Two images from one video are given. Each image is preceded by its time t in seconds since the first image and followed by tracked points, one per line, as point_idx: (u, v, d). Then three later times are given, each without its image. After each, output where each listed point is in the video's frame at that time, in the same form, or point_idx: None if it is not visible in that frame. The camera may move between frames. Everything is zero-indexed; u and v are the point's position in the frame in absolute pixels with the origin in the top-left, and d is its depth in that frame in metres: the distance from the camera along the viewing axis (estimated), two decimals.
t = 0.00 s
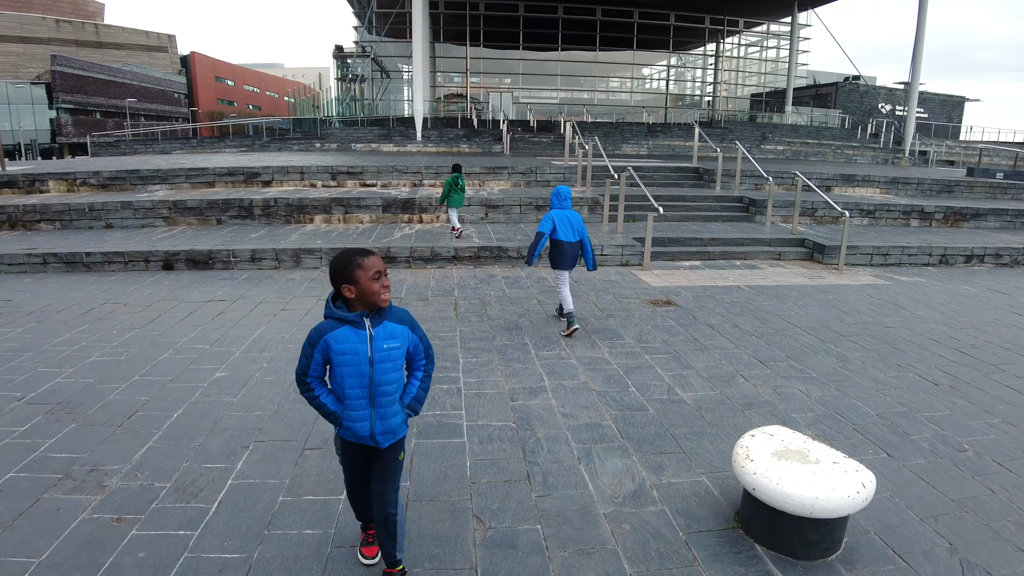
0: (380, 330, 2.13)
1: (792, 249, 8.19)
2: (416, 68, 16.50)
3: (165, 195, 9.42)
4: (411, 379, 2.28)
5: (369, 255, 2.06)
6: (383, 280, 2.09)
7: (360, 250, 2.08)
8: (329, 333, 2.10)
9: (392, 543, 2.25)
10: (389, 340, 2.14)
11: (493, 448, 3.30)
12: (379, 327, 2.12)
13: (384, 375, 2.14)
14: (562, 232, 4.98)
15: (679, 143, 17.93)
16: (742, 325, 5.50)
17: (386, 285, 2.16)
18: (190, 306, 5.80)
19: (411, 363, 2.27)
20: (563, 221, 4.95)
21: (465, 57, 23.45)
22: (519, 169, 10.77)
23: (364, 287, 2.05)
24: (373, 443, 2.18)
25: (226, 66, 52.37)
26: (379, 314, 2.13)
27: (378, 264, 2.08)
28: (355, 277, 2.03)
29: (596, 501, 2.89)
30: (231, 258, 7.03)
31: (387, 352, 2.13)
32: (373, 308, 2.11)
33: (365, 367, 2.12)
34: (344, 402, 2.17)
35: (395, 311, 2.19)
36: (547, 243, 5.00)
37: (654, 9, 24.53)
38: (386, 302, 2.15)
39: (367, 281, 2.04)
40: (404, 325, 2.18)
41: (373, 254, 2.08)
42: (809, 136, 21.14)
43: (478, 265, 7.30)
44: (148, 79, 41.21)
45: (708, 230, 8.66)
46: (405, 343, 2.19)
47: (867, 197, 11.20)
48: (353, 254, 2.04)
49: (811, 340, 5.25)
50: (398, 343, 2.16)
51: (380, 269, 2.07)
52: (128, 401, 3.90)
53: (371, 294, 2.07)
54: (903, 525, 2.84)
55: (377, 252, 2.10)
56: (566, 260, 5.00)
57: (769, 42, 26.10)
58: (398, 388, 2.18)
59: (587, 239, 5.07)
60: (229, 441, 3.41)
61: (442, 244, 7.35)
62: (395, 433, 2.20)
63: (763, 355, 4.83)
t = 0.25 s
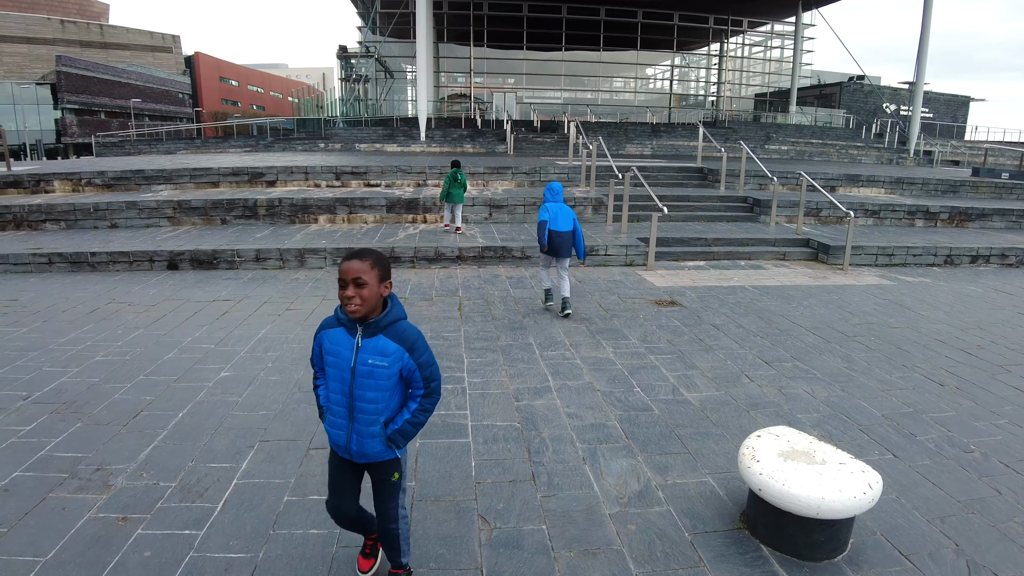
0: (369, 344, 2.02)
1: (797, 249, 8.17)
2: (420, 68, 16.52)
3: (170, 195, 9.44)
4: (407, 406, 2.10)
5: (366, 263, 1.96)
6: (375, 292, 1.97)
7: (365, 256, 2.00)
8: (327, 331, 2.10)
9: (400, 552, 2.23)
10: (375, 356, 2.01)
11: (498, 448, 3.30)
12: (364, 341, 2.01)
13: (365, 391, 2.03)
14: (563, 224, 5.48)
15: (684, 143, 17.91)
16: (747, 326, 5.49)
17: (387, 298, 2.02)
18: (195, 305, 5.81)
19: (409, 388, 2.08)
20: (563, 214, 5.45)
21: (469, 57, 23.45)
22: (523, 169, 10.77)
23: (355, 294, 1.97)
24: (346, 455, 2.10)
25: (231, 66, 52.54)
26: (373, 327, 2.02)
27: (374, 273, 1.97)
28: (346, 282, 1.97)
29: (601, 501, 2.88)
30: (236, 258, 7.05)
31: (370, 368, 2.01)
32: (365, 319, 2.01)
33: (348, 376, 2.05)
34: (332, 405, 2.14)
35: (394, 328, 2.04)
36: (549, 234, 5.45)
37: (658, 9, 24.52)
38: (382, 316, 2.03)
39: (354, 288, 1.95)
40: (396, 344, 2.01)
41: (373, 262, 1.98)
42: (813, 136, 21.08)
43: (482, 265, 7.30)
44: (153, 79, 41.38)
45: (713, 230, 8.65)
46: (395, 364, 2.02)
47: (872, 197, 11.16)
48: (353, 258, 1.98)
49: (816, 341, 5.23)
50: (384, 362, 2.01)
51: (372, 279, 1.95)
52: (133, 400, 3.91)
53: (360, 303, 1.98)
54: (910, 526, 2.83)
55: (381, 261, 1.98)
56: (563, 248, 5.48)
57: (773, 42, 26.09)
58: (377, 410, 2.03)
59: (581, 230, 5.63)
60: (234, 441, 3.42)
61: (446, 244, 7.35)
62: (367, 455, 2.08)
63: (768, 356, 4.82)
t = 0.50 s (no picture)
0: (337, 359, 1.92)
1: (800, 249, 8.16)
2: (423, 69, 16.55)
3: (174, 195, 9.48)
4: (382, 424, 1.99)
5: (334, 274, 1.86)
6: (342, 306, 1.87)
7: (336, 265, 1.89)
8: (304, 340, 2.04)
9: (400, 557, 2.23)
10: (342, 373, 1.92)
11: (501, 448, 3.31)
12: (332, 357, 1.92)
13: (332, 408, 1.94)
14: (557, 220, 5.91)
15: (686, 143, 17.90)
16: (750, 326, 5.49)
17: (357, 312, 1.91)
18: (198, 305, 5.83)
19: (383, 406, 1.97)
20: (555, 211, 5.88)
21: (472, 57, 23.47)
22: (525, 169, 10.78)
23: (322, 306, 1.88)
24: (320, 467, 2.06)
25: (234, 66, 52.65)
26: (342, 342, 1.92)
27: (341, 286, 1.85)
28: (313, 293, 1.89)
29: (604, 501, 2.88)
30: (239, 258, 7.06)
31: (337, 385, 1.92)
32: (333, 332, 1.92)
33: (316, 390, 1.97)
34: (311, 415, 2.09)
35: (366, 345, 1.91)
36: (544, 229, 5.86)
37: (661, 9, 24.52)
38: (353, 331, 1.92)
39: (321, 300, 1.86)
40: (364, 361, 1.90)
41: (342, 273, 1.87)
42: (816, 137, 21.05)
43: (485, 265, 7.30)
44: (156, 79, 41.50)
45: (716, 231, 8.64)
46: (364, 383, 1.92)
47: (875, 197, 11.14)
48: (322, 268, 1.89)
49: (819, 341, 5.22)
50: (351, 379, 1.90)
51: (338, 293, 1.84)
52: (137, 400, 3.92)
53: (327, 316, 1.88)
54: (914, 527, 2.82)
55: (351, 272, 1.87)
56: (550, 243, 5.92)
57: (776, 42, 26.07)
58: (344, 428, 1.94)
59: (570, 226, 6.13)
60: (238, 441, 3.43)
61: (449, 244, 7.36)
62: (338, 472, 2.01)
63: (771, 356, 4.81)
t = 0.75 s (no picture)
0: (301, 371, 1.80)
1: (803, 249, 8.14)
2: (426, 68, 16.57)
3: (176, 195, 9.49)
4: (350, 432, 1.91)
5: (302, 279, 1.78)
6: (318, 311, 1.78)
7: (295, 272, 1.80)
8: (249, 362, 1.85)
9: (381, 572, 2.11)
10: (312, 383, 1.80)
11: (504, 448, 3.31)
12: (297, 369, 1.80)
13: (303, 424, 1.82)
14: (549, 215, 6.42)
15: (689, 143, 17.89)
16: (753, 326, 5.48)
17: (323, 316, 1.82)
18: (201, 305, 5.84)
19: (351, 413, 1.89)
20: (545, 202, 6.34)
21: (474, 57, 23.47)
22: (527, 169, 10.78)
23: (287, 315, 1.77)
24: (289, 493, 1.90)
25: (236, 66, 52.73)
26: (306, 350, 1.80)
27: (305, 291, 1.76)
28: (275, 303, 1.76)
29: (607, 501, 2.88)
30: (242, 257, 7.07)
31: (308, 397, 1.80)
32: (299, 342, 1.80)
33: (281, 409, 1.82)
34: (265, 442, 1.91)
35: (331, 348, 1.84)
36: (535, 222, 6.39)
37: (663, 9, 24.52)
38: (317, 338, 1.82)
39: (291, 309, 1.76)
40: (334, 366, 1.81)
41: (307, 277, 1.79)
42: (819, 136, 21.03)
43: (487, 265, 7.30)
44: (158, 79, 41.57)
45: (718, 230, 8.64)
46: (335, 389, 1.83)
47: (878, 197, 11.13)
48: (282, 275, 1.77)
49: (822, 341, 5.21)
50: (323, 387, 1.81)
51: (314, 299, 1.77)
52: (139, 399, 3.93)
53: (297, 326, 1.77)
54: (918, 527, 2.82)
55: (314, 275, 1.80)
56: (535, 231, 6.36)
57: (778, 42, 26.07)
58: (319, 441, 1.83)
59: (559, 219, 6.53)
60: (241, 441, 3.43)
61: (451, 244, 7.35)
62: (314, 491, 1.88)
63: (774, 356, 4.81)
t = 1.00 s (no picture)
0: (310, 377, 1.78)
1: (805, 249, 8.14)
2: (427, 68, 16.58)
3: (179, 195, 9.51)
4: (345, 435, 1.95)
5: (298, 284, 1.74)
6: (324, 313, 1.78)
7: (290, 277, 1.75)
8: (244, 378, 1.73)
9: None
10: (322, 387, 1.81)
11: (506, 448, 3.32)
12: (306, 375, 1.78)
13: (316, 432, 1.80)
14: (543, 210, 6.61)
15: (691, 143, 17.88)
16: (755, 326, 5.48)
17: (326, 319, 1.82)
18: (204, 305, 5.85)
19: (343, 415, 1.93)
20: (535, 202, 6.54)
21: (475, 57, 23.48)
22: (530, 169, 10.79)
23: (293, 321, 1.72)
24: (297, 510, 1.85)
25: (238, 67, 52.79)
26: (310, 356, 1.79)
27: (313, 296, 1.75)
28: (282, 309, 1.70)
29: (610, 501, 2.89)
30: (244, 257, 7.08)
31: (319, 402, 1.80)
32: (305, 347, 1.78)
33: (291, 421, 1.77)
34: (262, 463, 1.81)
35: (330, 352, 1.85)
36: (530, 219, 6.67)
37: (665, 9, 24.52)
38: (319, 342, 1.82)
39: (296, 314, 1.71)
40: (336, 367, 1.85)
41: (307, 280, 1.78)
42: (821, 137, 21.00)
43: (489, 265, 7.31)
44: (160, 79, 41.63)
45: (720, 231, 8.64)
46: (340, 391, 1.86)
47: (880, 198, 11.12)
48: (281, 281, 1.72)
49: (824, 342, 5.21)
50: (332, 391, 1.82)
51: (314, 303, 1.72)
52: (143, 399, 3.94)
53: (305, 330, 1.74)
54: (920, 527, 2.82)
55: (311, 279, 1.80)
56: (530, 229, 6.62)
57: (780, 42, 26.07)
58: (329, 447, 1.84)
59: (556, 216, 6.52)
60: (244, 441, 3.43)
61: (453, 244, 7.36)
62: (325, 500, 1.87)
63: (776, 356, 4.81)
